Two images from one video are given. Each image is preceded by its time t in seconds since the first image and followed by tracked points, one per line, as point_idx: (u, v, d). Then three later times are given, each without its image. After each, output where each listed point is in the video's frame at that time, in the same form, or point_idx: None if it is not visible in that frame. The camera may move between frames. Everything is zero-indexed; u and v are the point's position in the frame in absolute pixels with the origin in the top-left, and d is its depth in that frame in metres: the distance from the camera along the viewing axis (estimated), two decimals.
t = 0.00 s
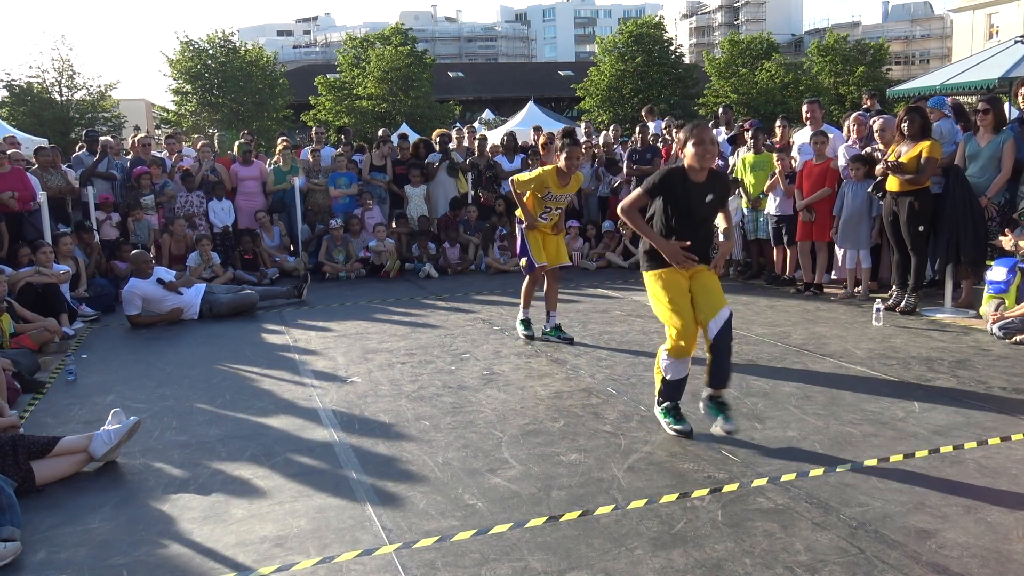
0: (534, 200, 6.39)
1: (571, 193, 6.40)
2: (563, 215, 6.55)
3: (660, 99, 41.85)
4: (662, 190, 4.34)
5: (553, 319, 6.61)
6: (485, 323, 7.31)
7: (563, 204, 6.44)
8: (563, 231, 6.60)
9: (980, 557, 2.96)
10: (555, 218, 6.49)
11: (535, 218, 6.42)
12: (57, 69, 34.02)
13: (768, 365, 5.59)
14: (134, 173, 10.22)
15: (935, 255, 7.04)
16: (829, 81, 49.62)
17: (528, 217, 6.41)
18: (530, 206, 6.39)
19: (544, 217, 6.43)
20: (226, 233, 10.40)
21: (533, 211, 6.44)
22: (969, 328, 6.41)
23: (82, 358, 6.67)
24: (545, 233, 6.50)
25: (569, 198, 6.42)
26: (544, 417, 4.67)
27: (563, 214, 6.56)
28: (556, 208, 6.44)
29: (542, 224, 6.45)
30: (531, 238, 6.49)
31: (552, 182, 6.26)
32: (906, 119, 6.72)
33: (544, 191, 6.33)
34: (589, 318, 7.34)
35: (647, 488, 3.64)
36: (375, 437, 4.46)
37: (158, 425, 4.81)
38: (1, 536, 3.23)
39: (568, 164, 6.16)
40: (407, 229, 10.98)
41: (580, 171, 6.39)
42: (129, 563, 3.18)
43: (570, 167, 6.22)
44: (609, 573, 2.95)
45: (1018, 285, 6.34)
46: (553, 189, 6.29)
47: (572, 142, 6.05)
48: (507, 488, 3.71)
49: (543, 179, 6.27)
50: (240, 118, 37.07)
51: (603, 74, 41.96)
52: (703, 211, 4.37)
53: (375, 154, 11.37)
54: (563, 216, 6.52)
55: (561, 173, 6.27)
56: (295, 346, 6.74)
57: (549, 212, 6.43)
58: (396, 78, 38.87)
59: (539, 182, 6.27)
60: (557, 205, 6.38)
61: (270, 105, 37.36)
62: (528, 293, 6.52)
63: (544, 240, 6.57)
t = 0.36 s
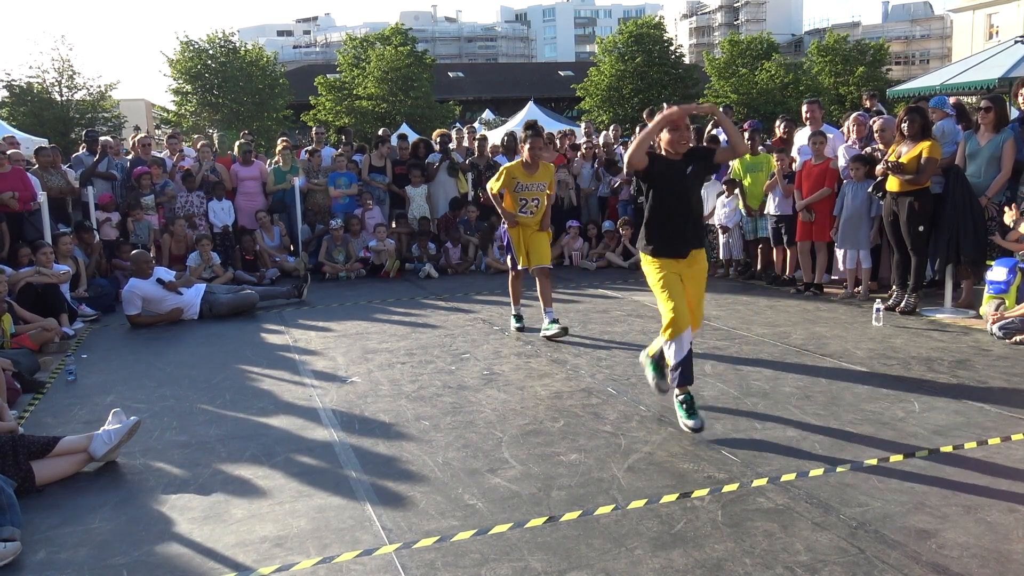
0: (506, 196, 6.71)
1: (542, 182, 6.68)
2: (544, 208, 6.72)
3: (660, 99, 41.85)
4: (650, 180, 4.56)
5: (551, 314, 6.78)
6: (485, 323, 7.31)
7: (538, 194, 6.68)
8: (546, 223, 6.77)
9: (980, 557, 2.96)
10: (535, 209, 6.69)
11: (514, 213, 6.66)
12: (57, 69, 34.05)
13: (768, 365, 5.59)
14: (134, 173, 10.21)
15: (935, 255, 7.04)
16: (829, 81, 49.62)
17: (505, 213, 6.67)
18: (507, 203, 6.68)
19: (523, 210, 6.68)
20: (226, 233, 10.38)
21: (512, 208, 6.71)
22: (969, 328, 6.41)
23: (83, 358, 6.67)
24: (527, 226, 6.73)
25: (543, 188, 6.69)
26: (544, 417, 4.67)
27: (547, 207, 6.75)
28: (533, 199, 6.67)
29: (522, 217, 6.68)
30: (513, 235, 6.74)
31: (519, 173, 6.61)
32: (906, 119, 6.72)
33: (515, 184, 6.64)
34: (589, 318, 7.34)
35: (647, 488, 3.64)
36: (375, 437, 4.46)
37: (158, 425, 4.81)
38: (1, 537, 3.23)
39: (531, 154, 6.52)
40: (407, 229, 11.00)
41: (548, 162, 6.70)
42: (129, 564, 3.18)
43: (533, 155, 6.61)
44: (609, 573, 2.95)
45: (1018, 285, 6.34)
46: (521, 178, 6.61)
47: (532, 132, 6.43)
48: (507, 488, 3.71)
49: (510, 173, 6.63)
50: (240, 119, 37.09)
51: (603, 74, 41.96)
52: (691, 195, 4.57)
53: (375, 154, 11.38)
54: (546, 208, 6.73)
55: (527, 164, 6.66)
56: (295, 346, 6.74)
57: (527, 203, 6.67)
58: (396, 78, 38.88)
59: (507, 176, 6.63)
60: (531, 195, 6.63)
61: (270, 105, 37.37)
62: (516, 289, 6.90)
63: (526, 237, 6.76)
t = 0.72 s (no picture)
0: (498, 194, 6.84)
1: (530, 172, 6.83)
2: (536, 198, 6.83)
3: (660, 99, 41.85)
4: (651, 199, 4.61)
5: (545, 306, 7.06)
6: (484, 323, 7.31)
7: (527, 184, 6.82)
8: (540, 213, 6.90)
9: (980, 558, 2.95)
10: (526, 198, 6.83)
11: (508, 210, 6.80)
12: (57, 69, 34.06)
13: (768, 365, 5.59)
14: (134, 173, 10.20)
15: (936, 255, 7.04)
16: (829, 81, 49.62)
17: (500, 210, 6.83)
18: (501, 200, 6.83)
19: (516, 204, 6.81)
20: (226, 232, 10.37)
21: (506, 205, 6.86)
22: (969, 328, 6.41)
23: (83, 358, 6.67)
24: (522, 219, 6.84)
25: (531, 178, 6.84)
26: (544, 417, 4.67)
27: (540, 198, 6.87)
28: (523, 190, 6.81)
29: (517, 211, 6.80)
30: (512, 230, 6.84)
31: (505, 168, 6.78)
32: (906, 119, 6.72)
33: (504, 179, 6.80)
34: (589, 318, 7.34)
35: (647, 488, 3.64)
36: (375, 437, 4.46)
37: (158, 425, 4.81)
38: (1, 537, 3.23)
39: (514, 148, 6.72)
40: (407, 229, 11.01)
41: (532, 153, 6.88)
42: (129, 564, 3.18)
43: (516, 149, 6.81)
44: (609, 573, 2.94)
45: (1018, 285, 6.34)
46: (508, 173, 6.78)
47: (514, 129, 6.66)
48: (507, 488, 3.71)
49: (497, 170, 6.80)
50: (240, 119, 37.09)
51: (603, 74, 41.96)
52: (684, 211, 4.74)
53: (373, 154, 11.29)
54: (538, 197, 6.85)
55: (510, 160, 6.84)
56: (295, 346, 6.74)
57: (519, 194, 6.81)
58: (396, 78, 38.89)
59: (495, 174, 6.79)
60: (520, 186, 6.78)
61: (270, 105, 37.37)
62: (513, 285, 6.93)
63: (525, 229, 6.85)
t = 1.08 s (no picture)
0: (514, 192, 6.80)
1: (546, 172, 6.86)
2: (549, 199, 6.92)
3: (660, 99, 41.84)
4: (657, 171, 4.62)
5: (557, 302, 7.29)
6: (484, 323, 7.32)
7: (543, 185, 6.86)
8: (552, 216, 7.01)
9: (980, 558, 2.96)
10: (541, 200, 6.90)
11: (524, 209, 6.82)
12: (57, 69, 34.06)
13: (768, 365, 5.59)
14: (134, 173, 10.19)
15: (936, 255, 7.04)
16: (829, 81, 49.61)
17: (519, 209, 6.80)
18: (517, 199, 6.81)
19: (531, 204, 6.84)
20: (226, 233, 10.37)
21: (521, 204, 6.85)
22: (969, 328, 6.41)
23: (83, 359, 6.67)
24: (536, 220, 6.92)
25: (546, 178, 6.87)
26: (544, 417, 4.68)
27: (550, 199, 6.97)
28: (539, 190, 6.85)
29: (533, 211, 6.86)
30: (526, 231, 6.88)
31: (525, 167, 6.74)
32: (906, 119, 6.72)
33: (522, 178, 6.77)
34: (589, 318, 7.34)
35: (647, 488, 3.64)
36: (375, 437, 4.46)
37: (158, 425, 4.82)
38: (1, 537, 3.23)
39: (533, 146, 6.68)
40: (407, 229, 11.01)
41: (546, 153, 6.90)
42: (129, 564, 3.18)
43: (532, 148, 6.78)
44: (609, 573, 2.94)
45: (1018, 285, 6.34)
46: (527, 172, 6.75)
47: (534, 127, 6.62)
48: (507, 488, 3.71)
49: (516, 168, 6.74)
50: (240, 119, 37.09)
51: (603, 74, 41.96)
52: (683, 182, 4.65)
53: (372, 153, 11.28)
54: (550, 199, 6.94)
55: (527, 158, 6.79)
56: (295, 346, 6.74)
57: (536, 195, 6.84)
58: (396, 78, 38.89)
59: (514, 172, 6.73)
60: (537, 187, 6.81)
61: (270, 105, 37.36)
62: (516, 286, 6.90)
63: (539, 230, 6.93)
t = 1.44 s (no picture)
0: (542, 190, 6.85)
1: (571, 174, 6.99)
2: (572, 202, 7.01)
3: (660, 99, 41.82)
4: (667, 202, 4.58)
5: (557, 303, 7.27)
6: (485, 323, 7.32)
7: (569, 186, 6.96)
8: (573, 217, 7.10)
9: (980, 558, 2.96)
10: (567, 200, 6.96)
11: (552, 206, 6.83)
12: (57, 69, 34.06)
13: (768, 365, 5.60)
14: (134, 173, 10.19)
15: (936, 255, 7.05)
16: (829, 81, 49.60)
17: (548, 204, 6.79)
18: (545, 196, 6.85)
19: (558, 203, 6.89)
20: (226, 233, 10.39)
21: (548, 200, 6.87)
22: (968, 328, 6.41)
23: (83, 359, 6.67)
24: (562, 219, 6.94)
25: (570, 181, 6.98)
26: (544, 417, 4.68)
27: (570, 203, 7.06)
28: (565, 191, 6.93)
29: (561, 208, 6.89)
30: (553, 226, 6.85)
31: (556, 164, 6.82)
32: (905, 119, 6.72)
33: (552, 176, 6.85)
34: (589, 318, 7.34)
35: (647, 488, 3.64)
36: (375, 437, 4.46)
37: (158, 425, 4.82)
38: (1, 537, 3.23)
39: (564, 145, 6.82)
40: (406, 228, 11.02)
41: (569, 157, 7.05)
42: (130, 564, 3.18)
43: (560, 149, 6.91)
44: (609, 573, 2.94)
45: (1018, 285, 6.34)
46: (558, 170, 6.84)
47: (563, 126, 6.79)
48: (507, 488, 3.72)
49: (547, 165, 6.82)
50: (240, 119, 37.09)
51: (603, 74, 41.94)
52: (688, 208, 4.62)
53: (370, 153, 11.28)
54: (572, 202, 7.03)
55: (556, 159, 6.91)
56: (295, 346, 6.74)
57: (562, 195, 6.92)
58: (396, 78, 38.88)
59: (546, 169, 6.81)
60: (565, 186, 6.90)
61: (270, 105, 37.35)
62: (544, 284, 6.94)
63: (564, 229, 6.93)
